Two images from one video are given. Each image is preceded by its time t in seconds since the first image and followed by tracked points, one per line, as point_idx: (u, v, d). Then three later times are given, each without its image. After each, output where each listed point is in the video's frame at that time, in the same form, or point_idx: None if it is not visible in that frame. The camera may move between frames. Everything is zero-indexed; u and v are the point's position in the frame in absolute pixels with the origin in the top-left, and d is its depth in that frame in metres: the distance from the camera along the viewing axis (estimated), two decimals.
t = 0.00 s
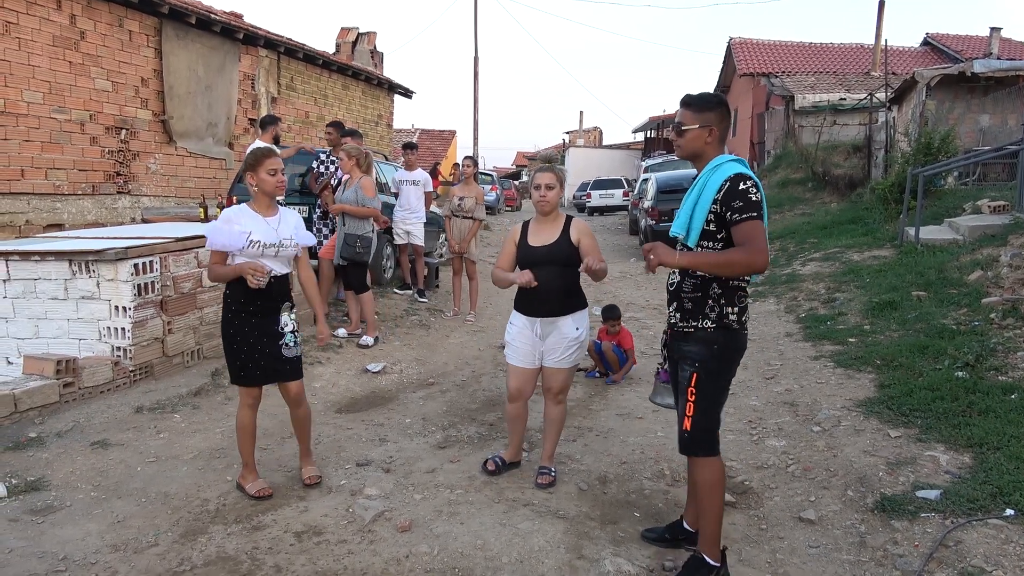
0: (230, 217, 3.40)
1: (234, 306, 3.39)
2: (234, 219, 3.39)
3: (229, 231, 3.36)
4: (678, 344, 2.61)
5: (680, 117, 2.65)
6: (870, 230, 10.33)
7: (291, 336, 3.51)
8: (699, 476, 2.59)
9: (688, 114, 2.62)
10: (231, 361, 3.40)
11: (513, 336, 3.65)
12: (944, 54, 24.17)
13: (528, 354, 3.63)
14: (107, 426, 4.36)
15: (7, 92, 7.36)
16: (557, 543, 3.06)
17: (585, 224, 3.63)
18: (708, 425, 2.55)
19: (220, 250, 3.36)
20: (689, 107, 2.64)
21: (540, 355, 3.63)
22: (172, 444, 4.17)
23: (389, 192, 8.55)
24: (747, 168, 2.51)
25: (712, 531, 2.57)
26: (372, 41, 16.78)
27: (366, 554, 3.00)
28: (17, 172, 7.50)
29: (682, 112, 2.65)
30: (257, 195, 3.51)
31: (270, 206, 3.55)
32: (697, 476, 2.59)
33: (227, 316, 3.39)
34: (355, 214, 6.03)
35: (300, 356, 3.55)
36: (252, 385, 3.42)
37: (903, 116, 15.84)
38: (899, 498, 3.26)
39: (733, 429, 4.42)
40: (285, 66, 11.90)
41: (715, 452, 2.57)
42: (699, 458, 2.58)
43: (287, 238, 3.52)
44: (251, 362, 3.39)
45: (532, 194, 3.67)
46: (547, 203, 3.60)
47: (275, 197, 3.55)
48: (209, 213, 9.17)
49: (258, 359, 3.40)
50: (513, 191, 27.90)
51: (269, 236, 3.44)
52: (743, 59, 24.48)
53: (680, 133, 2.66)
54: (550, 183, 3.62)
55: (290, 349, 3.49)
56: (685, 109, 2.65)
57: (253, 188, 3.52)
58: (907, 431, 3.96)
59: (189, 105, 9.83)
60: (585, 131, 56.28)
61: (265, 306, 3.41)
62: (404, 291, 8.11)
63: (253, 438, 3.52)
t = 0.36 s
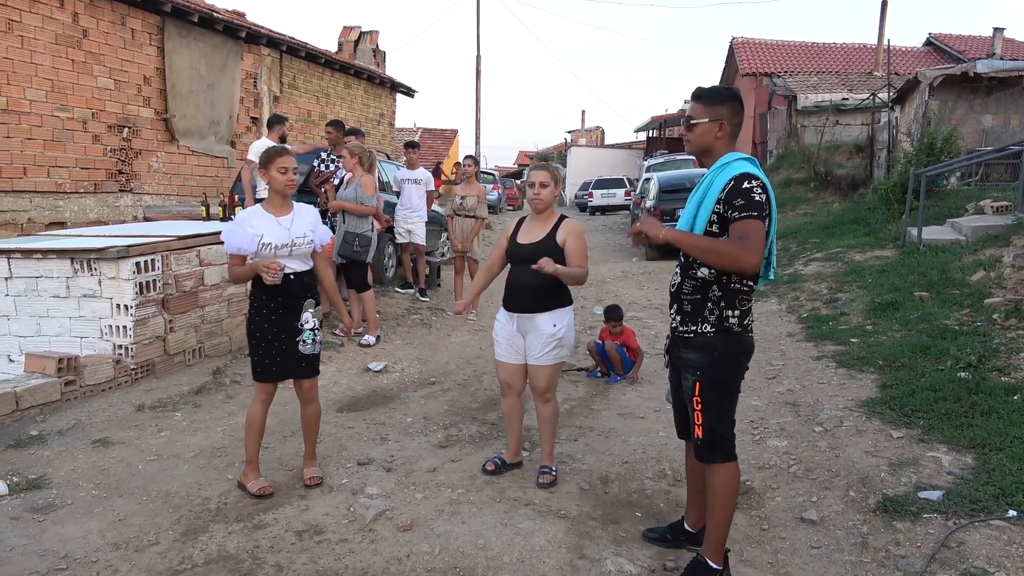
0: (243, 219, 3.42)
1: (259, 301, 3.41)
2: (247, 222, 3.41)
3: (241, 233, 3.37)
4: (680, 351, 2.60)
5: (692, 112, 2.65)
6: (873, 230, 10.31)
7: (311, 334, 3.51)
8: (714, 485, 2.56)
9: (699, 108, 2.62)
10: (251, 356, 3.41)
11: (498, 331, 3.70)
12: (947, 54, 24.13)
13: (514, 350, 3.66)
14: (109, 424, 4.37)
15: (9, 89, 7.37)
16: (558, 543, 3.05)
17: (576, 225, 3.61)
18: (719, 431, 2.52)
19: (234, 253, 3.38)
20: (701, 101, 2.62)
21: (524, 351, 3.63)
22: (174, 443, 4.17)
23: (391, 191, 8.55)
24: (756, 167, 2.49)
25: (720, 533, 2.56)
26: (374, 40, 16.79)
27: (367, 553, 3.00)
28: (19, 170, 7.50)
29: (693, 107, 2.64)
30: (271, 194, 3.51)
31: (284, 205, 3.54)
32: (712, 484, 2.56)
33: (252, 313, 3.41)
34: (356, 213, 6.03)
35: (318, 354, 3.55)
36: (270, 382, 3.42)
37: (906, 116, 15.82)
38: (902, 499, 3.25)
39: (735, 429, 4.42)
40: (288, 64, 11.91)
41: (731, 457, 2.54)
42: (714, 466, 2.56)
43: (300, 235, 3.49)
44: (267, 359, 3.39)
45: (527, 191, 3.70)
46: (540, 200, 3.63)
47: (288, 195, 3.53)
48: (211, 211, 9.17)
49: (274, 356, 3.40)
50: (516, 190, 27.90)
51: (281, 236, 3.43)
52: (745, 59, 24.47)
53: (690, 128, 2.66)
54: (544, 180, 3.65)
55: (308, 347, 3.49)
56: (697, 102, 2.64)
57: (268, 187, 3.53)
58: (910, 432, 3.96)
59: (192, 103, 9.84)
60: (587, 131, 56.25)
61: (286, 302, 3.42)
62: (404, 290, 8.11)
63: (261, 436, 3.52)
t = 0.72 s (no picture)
0: (264, 223, 3.43)
1: (273, 300, 3.41)
2: (268, 226, 3.43)
3: (263, 237, 3.39)
4: (685, 361, 2.60)
5: (698, 113, 2.64)
6: (874, 229, 10.30)
7: (324, 331, 3.50)
8: (721, 492, 2.55)
9: (704, 108, 2.61)
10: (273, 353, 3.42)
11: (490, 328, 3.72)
12: (949, 54, 24.08)
13: (503, 347, 3.66)
14: (109, 422, 4.36)
15: (11, 87, 7.37)
16: (559, 542, 3.05)
17: (566, 226, 3.60)
18: (725, 439, 2.51)
19: (255, 256, 3.40)
20: (706, 101, 2.61)
21: (512, 349, 3.63)
22: (174, 441, 4.17)
23: (393, 190, 8.55)
24: (759, 170, 2.46)
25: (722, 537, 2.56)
26: (375, 39, 16.78)
27: (368, 552, 3.00)
28: (21, 168, 7.50)
29: (699, 107, 2.64)
30: (291, 197, 3.51)
31: (303, 209, 3.54)
32: (719, 490, 2.56)
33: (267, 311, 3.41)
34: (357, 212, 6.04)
35: (331, 350, 3.53)
36: (287, 379, 3.43)
37: (907, 116, 15.80)
38: (903, 499, 3.25)
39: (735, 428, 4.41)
40: (289, 63, 11.91)
41: (739, 465, 2.53)
42: (722, 474, 2.55)
43: (317, 242, 3.50)
44: (280, 354, 3.40)
45: (518, 191, 3.71)
46: (531, 200, 3.64)
47: (308, 199, 3.54)
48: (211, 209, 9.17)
49: (287, 352, 3.41)
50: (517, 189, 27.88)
51: (299, 243, 3.44)
52: (747, 59, 24.45)
53: (696, 128, 2.65)
54: (535, 180, 3.65)
55: (321, 342, 3.48)
56: (702, 102, 2.64)
57: (288, 189, 3.52)
58: (911, 432, 3.95)
59: (193, 102, 9.84)
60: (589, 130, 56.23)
61: (299, 301, 3.42)
62: (405, 289, 8.10)
63: (284, 431, 3.58)
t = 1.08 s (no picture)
0: (266, 218, 3.44)
1: (270, 296, 3.42)
2: (270, 221, 3.43)
3: (263, 232, 3.38)
4: (683, 360, 2.60)
5: (697, 107, 2.63)
6: (875, 229, 10.29)
7: (318, 331, 3.49)
8: (719, 492, 2.56)
9: (704, 103, 2.61)
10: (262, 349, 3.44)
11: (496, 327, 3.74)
12: (950, 54, 24.08)
13: (508, 346, 3.67)
14: (109, 421, 4.36)
15: (11, 85, 7.36)
16: (559, 541, 3.05)
17: (564, 223, 3.58)
18: (724, 441, 2.52)
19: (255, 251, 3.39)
20: (706, 96, 2.61)
21: (515, 348, 3.64)
22: (175, 439, 4.17)
23: (393, 188, 8.55)
24: (752, 170, 2.44)
25: (722, 539, 2.56)
26: (376, 37, 16.77)
27: (368, 551, 3.00)
28: (21, 166, 7.50)
29: (697, 101, 2.63)
30: (291, 193, 3.53)
31: (305, 206, 3.56)
32: (718, 491, 2.56)
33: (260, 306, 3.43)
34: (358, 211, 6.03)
35: (325, 350, 3.52)
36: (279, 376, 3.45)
37: (909, 115, 15.79)
38: (903, 499, 3.25)
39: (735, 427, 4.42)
40: (290, 61, 11.90)
41: (737, 466, 2.54)
42: (719, 475, 2.55)
43: (318, 237, 3.51)
44: (273, 352, 3.42)
45: (517, 189, 3.71)
46: (529, 198, 3.63)
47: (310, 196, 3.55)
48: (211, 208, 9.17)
49: (280, 351, 3.42)
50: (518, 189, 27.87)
51: (300, 238, 3.44)
52: (748, 58, 24.45)
53: (695, 123, 2.65)
54: (535, 178, 3.65)
55: (315, 343, 3.47)
56: (702, 97, 2.63)
57: (288, 186, 3.54)
58: (911, 432, 3.95)
59: (193, 100, 9.84)
60: (590, 129, 56.22)
61: (295, 299, 3.42)
62: (405, 288, 8.10)
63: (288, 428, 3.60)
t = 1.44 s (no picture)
0: (270, 210, 3.44)
1: (277, 293, 3.41)
2: (273, 212, 3.43)
3: (266, 222, 3.38)
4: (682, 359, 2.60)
5: (703, 107, 2.64)
6: (875, 229, 10.29)
7: (326, 325, 3.51)
8: (715, 489, 2.57)
9: (710, 102, 2.61)
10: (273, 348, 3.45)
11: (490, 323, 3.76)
12: (951, 54, 24.08)
13: (505, 344, 3.69)
14: (109, 418, 4.37)
15: (11, 83, 7.36)
16: (558, 540, 3.06)
17: (561, 221, 3.57)
18: (724, 439, 2.53)
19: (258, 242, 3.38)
20: (711, 96, 2.61)
21: (512, 346, 3.66)
22: (174, 437, 4.18)
23: (393, 186, 8.55)
24: (757, 172, 2.45)
25: (720, 539, 2.57)
26: (377, 35, 16.76)
27: (367, 549, 3.00)
28: (21, 163, 7.50)
29: (703, 101, 2.63)
30: (298, 185, 3.53)
31: (309, 198, 3.56)
32: (718, 490, 2.56)
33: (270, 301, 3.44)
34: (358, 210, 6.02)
35: (333, 344, 3.55)
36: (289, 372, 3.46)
37: (909, 115, 15.78)
38: (902, 498, 3.25)
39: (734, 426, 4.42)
40: (290, 59, 11.89)
41: (736, 463, 2.54)
42: (718, 472, 2.56)
43: (323, 229, 3.50)
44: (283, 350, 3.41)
45: (517, 185, 3.72)
46: (528, 194, 3.63)
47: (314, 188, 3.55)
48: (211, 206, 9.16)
49: (290, 347, 3.42)
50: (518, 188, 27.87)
51: (304, 228, 3.44)
52: (748, 57, 24.44)
53: (700, 123, 2.65)
54: (534, 175, 3.65)
55: (323, 338, 3.49)
56: (707, 96, 2.63)
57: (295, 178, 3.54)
58: (909, 431, 3.96)
59: (193, 98, 9.83)
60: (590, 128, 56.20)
61: (304, 294, 3.43)
62: (405, 285, 8.10)
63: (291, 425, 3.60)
